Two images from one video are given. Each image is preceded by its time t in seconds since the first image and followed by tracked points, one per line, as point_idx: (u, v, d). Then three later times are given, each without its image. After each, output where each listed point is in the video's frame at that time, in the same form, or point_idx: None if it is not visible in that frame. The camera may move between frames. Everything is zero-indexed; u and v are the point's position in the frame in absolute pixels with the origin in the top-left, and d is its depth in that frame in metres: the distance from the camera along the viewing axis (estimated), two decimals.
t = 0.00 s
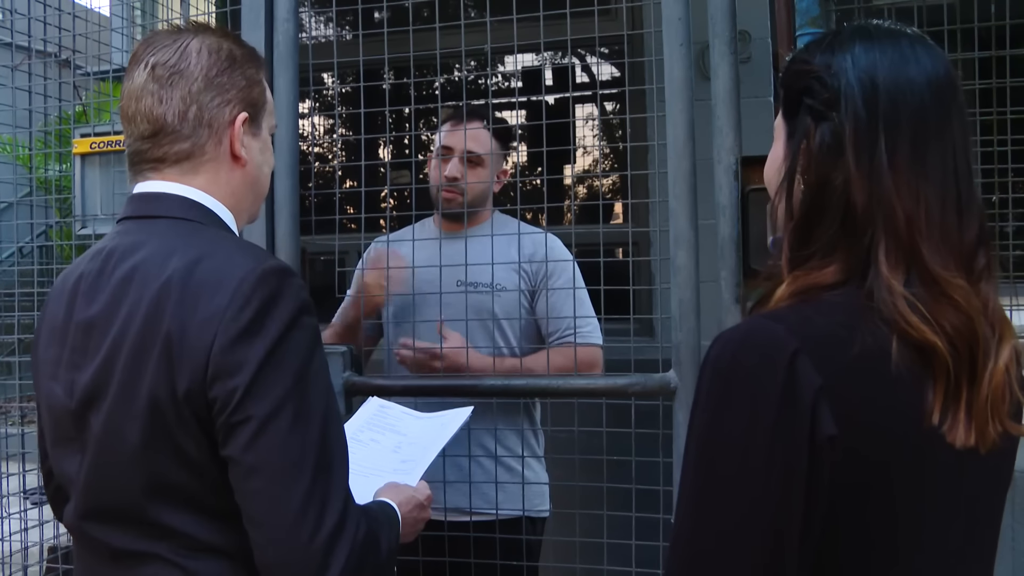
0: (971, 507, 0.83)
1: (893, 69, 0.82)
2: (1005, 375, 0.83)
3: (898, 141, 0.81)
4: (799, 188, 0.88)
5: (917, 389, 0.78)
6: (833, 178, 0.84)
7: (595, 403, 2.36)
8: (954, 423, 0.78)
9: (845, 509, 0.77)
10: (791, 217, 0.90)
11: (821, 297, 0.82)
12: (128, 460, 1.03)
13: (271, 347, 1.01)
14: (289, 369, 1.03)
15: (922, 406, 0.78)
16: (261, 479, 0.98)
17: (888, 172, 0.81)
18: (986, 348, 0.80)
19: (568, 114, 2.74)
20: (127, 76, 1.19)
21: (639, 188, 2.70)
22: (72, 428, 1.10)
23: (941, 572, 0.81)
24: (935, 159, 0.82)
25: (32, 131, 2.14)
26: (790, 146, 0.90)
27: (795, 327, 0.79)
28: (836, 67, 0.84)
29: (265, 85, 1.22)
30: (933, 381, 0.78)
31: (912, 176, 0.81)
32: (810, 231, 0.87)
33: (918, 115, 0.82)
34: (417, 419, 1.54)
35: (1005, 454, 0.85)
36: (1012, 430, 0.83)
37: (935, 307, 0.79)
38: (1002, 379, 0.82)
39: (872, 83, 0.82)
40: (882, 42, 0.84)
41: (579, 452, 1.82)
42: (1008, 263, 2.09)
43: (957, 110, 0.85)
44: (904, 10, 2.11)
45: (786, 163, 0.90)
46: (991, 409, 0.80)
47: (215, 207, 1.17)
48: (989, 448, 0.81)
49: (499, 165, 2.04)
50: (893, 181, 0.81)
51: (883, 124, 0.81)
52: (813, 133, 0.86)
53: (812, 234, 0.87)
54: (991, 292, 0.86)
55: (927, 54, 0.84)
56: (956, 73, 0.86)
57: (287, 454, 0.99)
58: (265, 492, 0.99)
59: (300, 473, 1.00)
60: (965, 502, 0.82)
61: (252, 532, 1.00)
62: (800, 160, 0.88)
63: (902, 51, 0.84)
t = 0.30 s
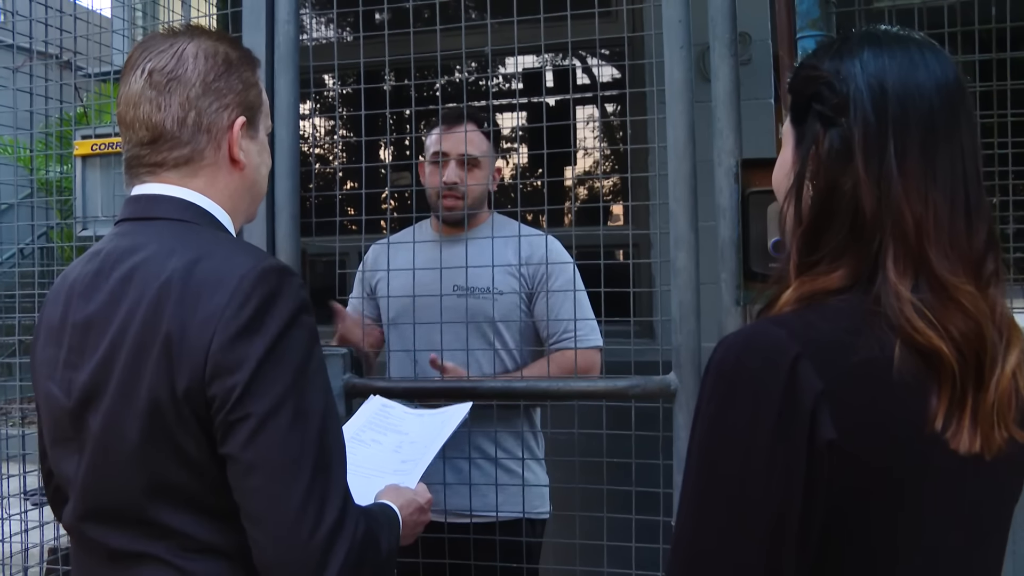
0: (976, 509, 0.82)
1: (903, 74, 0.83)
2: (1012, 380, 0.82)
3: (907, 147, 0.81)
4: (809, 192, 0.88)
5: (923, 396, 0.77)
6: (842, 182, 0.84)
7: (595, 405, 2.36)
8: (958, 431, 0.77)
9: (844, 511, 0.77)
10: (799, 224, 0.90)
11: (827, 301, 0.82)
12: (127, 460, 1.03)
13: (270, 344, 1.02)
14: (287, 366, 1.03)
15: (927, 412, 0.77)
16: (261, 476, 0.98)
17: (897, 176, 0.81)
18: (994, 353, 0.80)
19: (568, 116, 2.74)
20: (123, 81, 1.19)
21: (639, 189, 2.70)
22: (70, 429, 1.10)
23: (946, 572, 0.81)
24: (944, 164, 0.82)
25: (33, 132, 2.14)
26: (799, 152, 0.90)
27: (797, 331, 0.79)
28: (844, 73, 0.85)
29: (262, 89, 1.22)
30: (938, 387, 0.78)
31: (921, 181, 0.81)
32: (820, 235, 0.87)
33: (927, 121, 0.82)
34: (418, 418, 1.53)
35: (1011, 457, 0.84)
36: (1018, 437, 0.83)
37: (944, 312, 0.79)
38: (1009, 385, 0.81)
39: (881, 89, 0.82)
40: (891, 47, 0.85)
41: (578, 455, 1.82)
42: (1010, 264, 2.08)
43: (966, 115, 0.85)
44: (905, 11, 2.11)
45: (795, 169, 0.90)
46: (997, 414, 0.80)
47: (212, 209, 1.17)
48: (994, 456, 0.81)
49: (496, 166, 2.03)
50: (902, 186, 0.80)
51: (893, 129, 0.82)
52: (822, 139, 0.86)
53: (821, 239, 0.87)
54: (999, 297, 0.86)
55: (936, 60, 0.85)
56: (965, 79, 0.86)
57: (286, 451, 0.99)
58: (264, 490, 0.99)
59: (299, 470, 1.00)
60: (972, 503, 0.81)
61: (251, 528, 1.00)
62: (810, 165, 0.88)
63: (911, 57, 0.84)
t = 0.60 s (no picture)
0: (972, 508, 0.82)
1: (908, 75, 0.83)
2: (1013, 382, 0.83)
3: (910, 146, 0.81)
4: (811, 190, 0.88)
5: (919, 394, 0.78)
6: (844, 181, 0.84)
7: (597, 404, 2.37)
8: (954, 430, 0.78)
9: (839, 511, 0.77)
10: (799, 221, 0.90)
11: (825, 300, 0.82)
12: (123, 458, 1.04)
13: (263, 340, 1.02)
14: (279, 362, 1.03)
15: (922, 411, 0.77)
16: (251, 472, 0.99)
17: (899, 176, 0.81)
18: (994, 354, 0.81)
19: (570, 115, 2.74)
20: (121, 81, 1.19)
21: (641, 188, 2.70)
22: (67, 427, 1.11)
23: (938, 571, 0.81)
24: (947, 165, 0.82)
25: (36, 131, 2.14)
26: (802, 151, 0.90)
27: (792, 329, 0.79)
28: (850, 72, 0.85)
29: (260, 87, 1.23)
30: (936, 387, 0.78)
31: (922, 181, 0.81)
32: (821, 233, 0.87)
33: (931, 123, 0.82)
34: (427, 409, 1.52)
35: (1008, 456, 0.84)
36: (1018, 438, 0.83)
37: (944, 313, 0.79)
38: (1010, 387, 0.82)
39: (886, 88, 0.82)
40: (897, 48, 0.85)
41: (579, 453, 1.82)
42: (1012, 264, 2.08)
43: (970, 117, 0.85)
44: (907, 10, 2.10)
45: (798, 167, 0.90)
46: (998, 415, 0.80)
47: (211, 208, 1.17)
48: (992, 456, 0.81)
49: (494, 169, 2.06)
50: (903, 186, 0.81)
51: (895, 129, 0.82)
52: (826, 138, 0.86)
53: (821, 238, 0.87)
54: (1002, 299, 0.86)
55: (943, 62, 0.85)
56: (972, 82, 0.86)
57: (276, 447, 1.00)
58: (256, 487, 0.99)
59: (290, 466, 1.00)
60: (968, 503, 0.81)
61: (242, 525, 1.00)
62: (813, 162, 0.88)
63: (917, 57, 0.84)
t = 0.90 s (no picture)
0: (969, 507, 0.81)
1: (907, 74, 0.83)
2: (1013, 382, 0.82)
3: (907, 145, 0.81)
4: (809, 188, 0.89)
5: (916, 394, 0.77)
6: (841, 180, 0.84)
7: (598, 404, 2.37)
8: (953, 430, 0.77)
9: (838, 512, 0.77)
10: (797, 221, 0.90)
11: (823, 300, 0.82)
12: (122, 459, 1.04)
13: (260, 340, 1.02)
14: (275, 363, 1.03)
15: (920, 411, 0.77)
16: (247, 473, 0.99)
17: (896, 174, 0.81)
18: (993, 354, 0.80)
19: (571, 115, 2.74)
20: (120, 83, 1.19)
21: (642, 188, 2.71)
22: (66, 427, 1.11)
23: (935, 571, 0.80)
24: (944, 164, 0.82)
25: (38, 132, 2.15)
26: (801, 148, 0.90)
27: (789, 330, 0.79)
28: (848, 71, 0.85)
29: (259, 88, 1.23)
30: (933, 386, 0.78)
31: (919, 180, 0.81)
32: (818, 232, 0.88)
33: (929, 122, 0.82)
34: (427, 407, 1.51)
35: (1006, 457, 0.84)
36: (1018, 440, 0.83)
37: (942, 313, 0.79)
38: (1009, 387, 0.81)
39: (885, 88, 0.82)
40: (897, 48, 0.85)
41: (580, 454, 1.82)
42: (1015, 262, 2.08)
43: (969, 118, 0.84)
44: (908, 9, 2.10)
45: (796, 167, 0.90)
46: (997, 415, 0.79)
47: (210, 209, 1.17)
48: (992, 457, 0.80)
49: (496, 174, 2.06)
50: (900, 185, 0.81)
51: (893, 128, 0.82)
52: (824, 136, 0.86)
53: (819, 237, 0.88)
54: (1002, 300, 0.86)
55: (942, 62, 0.84)
56: (972, 82, 0.86)
57: (272, 449, 1.00)
58: (252, 488, 0.99)
59: (286, 467, 1.00)
60: (965, 503, 0.81)
61: (238, 525, 1.00)
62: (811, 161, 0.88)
63: (918, 56, 0.84)
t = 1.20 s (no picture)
0: (967, 508, 0.81)
1: (906, 75, 0.83)
2: (1013, 386, 0.82)
3: (907, 147, 0.81)
4: (806, 187, 0.89)
5: (918, 395, 0.77)
6: (839, 180, 0.84)
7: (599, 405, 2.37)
8: (955, 432, 0.77)
9: (841, 515, 0.77)
10: (795, 221, 0.90)
11: (822, 302, 0.82)
12: (121, 460, 1.04)
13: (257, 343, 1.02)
14: (273, 366, 1.03)
15: (922, 413, 0.77)
16: (244, 476, 0.99)
17: (896, 176, 0.81)
18: (993, 359, 0.80)
19: (572, 116, 2.75)
20: (120, 85, 1.19)
21: (643, 189, 2.71)
22: (65, 429, 1.11)
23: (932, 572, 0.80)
24: (944, 165, 0.82)
25: (39, 134, 2.16)
26: (799, 148, 0.90)
27: (791, 332, 0.79)
28: (848, 72, 0.85)
29: (258, 90, 1.23)
30: (935, 387, 0.78)
31: (920, 183, 0.81)
32: (816, 232, 0.87)
33: (929, 124, 0.82)
34: (426, 407, 1.50)
35: (1003, 458, 0.84)
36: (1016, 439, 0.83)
37: (941, 315, 0.79)
38: (1011, 391, 0.81)
39: (883, 89, 0.82)
40: (897, 48, 0.85)
41: (581, 455, 1.82)
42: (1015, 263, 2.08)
43: (968, 119, 0.85)
44: (908, 10, 2.11)
45: (794, 167, 0.90)
46: (998, 419, 0.79)
47: (209, 211, 1.18)
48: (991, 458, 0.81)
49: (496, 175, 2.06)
50: (901, 187, 0.81)
51: (892, 130, 0.82)
52: (822, 136, 0.86)
53: (817, 237, 0.87)
54: (1000, 301, 0.86)
55: (942, 63, 0.84)
56: (971, 83, 0.86)
57: (270, 451, 1.00)
58: (250, 490, 0.99)
59: (283, 469, 1.01)
60: (963, 505, 0.81)
61: (236, 527, 1.01)
62: (809, 160, 0.88)
63: (918, 57, 0.84)
